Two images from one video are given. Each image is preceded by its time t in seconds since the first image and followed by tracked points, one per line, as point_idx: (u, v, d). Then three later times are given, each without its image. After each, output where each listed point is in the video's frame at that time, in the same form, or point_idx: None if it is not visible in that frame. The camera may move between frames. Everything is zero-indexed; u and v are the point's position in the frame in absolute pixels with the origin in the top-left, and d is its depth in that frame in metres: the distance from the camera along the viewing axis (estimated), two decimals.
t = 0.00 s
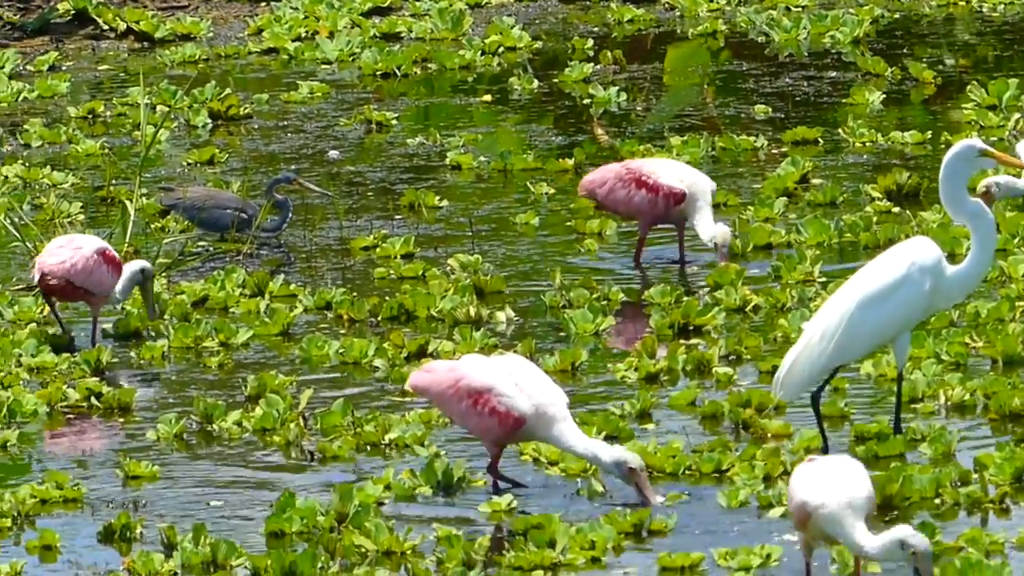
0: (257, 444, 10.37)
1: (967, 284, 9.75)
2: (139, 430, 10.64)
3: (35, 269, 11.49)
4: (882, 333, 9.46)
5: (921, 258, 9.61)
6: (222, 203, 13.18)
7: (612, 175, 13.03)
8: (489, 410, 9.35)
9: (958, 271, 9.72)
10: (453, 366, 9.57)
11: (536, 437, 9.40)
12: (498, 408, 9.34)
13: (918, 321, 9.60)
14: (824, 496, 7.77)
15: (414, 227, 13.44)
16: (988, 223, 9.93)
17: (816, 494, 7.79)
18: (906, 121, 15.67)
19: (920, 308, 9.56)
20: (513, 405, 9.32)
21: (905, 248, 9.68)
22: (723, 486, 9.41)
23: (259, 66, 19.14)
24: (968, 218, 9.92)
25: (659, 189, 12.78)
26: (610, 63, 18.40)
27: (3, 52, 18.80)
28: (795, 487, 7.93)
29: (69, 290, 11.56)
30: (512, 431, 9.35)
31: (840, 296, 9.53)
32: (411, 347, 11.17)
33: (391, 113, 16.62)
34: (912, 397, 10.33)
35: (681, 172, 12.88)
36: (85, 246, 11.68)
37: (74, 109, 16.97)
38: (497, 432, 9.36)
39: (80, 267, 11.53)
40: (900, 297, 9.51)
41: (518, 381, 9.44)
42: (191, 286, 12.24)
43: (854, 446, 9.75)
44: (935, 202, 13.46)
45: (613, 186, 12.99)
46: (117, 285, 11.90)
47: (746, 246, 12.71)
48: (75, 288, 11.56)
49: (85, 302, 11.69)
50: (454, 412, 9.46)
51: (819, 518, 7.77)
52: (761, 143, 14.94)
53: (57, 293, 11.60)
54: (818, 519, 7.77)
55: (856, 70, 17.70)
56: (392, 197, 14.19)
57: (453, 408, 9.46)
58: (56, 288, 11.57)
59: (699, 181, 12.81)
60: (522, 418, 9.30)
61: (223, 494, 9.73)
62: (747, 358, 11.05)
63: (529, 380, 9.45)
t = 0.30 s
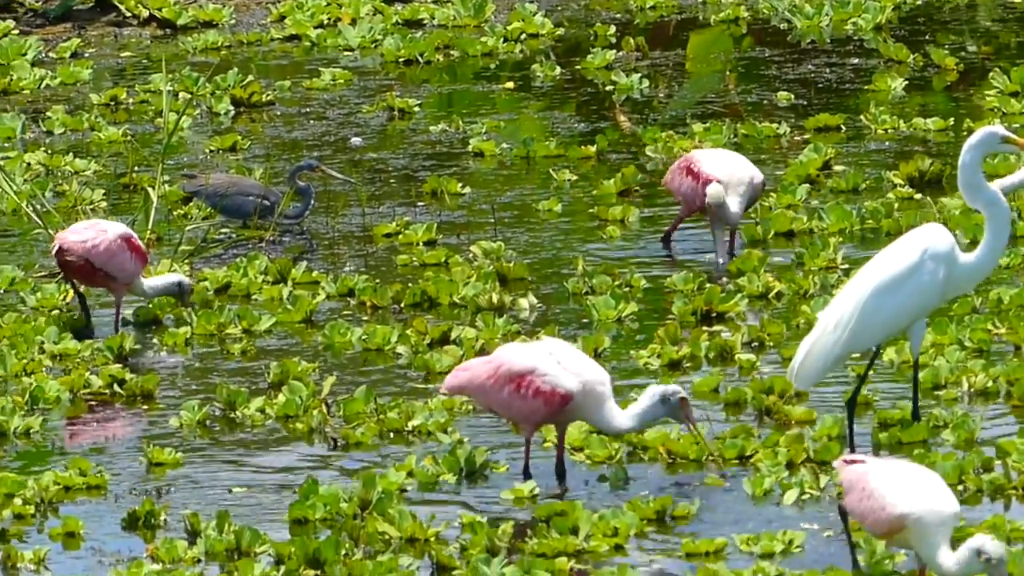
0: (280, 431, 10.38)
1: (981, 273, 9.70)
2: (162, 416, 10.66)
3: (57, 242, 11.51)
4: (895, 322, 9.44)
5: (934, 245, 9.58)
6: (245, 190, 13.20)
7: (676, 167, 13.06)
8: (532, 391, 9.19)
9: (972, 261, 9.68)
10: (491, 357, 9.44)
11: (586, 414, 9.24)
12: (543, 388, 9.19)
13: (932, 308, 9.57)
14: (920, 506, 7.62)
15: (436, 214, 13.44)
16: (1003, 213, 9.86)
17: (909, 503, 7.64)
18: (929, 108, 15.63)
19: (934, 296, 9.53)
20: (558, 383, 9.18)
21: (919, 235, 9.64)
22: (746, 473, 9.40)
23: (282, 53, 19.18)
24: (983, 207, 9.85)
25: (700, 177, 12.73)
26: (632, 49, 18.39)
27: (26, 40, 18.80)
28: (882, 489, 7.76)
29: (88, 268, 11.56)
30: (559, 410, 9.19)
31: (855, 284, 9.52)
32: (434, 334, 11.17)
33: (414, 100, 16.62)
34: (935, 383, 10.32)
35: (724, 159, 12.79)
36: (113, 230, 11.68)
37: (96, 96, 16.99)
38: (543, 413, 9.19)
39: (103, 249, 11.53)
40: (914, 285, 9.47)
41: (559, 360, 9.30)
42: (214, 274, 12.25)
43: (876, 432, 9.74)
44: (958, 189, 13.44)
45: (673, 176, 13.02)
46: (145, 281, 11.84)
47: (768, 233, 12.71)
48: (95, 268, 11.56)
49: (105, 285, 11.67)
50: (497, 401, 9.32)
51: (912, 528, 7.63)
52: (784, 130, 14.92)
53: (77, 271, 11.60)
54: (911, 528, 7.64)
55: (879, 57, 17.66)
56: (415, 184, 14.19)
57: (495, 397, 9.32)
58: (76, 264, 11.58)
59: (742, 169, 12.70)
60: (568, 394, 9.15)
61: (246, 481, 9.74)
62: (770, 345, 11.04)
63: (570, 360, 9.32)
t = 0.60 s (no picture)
0: (308, 419, 10.40)
1: (998, 260, 9.63)
2: (190, 405, 10.68)
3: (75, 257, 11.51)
4: (910, 312, 9.41)
5: (949, 234, 9.52)
6: (273, 177, 13.19)
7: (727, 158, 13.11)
8: (588, 375, 9.20)
9: (988, 249, 9.60)
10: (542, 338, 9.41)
11: (638, 400, 9.27)
12: (599, 372, 9.19)
13: (949, 297, 9.51)
14: (976, 492, 7.41)
15: (464, 202, 13.44)
16: None
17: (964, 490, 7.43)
18: (957, 96, 15.59)
19: (949, 285, 9.46)
20: (616, 368, 9.18)
21: (935, 223, 9.59)
22: (774, 461, 9.40)
23: (310, 41, 19.25)
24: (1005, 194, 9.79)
25: (729, 169, 12.78)
26: (660, 37, 18.40)
27: (54, 28, 19.18)
28: (930, 482, 7.54)
29: (114, 272, 11.58)
30: (613, 396, 9.20)
31: (871, 273, 9.48)
32: (463, 323, 11.17)
33: (442, 88, 16.62)
34: (963, 371, 10.31)
35: (755, 149, 12.78)
36: (132, 226, 11.65)
37: (124, 84, 17.03)
38: (596, 398, 9.20)
39: (123, 250, 11.53)
40: (927, 274, 9.42)
41: (615, 345, 9.31)
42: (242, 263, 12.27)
43: (904, 421, 9.73)
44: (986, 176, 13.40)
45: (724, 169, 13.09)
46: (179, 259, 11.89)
47: (795, 221, 12.70)
48: (121, 270, 11.58)
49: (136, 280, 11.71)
50: (549, 383, 9.31)
51: (970, 515, 7.40)
52: (812, 118, 14.89)
53: (105, 276, 11.63)
54: (968, 516, 7.41)
55: (906, 45, 17.62)
56: (443, 172, 14.19)
57: (547, 379, 9.31)
58: (101, 271, 11.60)
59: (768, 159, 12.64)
60: (626, 379, 9.16)
61: (274, 469, 9.76)
62: (798, 334, 11.03)
63: (624, 346, 9.32)
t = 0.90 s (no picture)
0: (348, 410, 10.41)
1: None
2: (229, 396, 10.70)
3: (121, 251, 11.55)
4: (944, 305, 9.37)
5: (980, 225, 9.50)
6: (312, 168, 13.24)
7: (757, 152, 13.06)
8: (668, 368, 9.17)
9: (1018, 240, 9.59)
10: (608, 331, 9.26)
11: (705, 395, 9.31)
12: (679, 367, 9.17)
13: (980, 290, 9.49)
14: None
15: (503, 193, 13.44)
16: None
17: None
18: (996, 87, 15.53)
19: (981, 277, 9.44)
20: (696, 364, 9.19)
21: (964, 216, 9.57)
22: (813, 451, 9.39)
23: (350, 32, 19.40)
24: None
25: (766, 160, 12.76)
26: (699, 28, 18.43)
27: (94, 19, 19.41)
28: (1003, 487, 7.32)
29: (160, 263, 11.63)
30: (690, 390, 9.21)
31: (901, 269, 9.44)
32: (502, 314, 11.18)
33: (481, 79, 16.62)
34: (1002, 362, 10.28)
35: (791, 139, 12.78)
36: (178, 216, 11.69)
37: (164, 75, 17.09)
38: (673, 392, 9.19)
39: (170, 242, 11.58)
40: (960, 266, 9.39)
41: (685, 338, 9.30)
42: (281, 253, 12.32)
43: (943, 412, 9.72)
44: None
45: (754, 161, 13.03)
46: (225, 248, 11.96)
47: (833, 212, 12.70)
48: (167, 261, 11.64)
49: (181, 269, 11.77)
50: (621, 375, 9.19)
51: None
52: (851, 109, 14.86)
53: (150, 267, 11.68)
54: None
55: (946, 36, 17.56)
56: (481, 163, 14.19)
57: (620, 371, 9.18)
58: (146, 262, 11.64)
59: (807, 148, 12.67)
60: (706, 374, 9.20)
61: (313, 459, 9.77)
62: (837, 324, 11.02)
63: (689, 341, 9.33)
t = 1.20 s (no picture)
0: (396, 404, 10.43)
1: None
2: (277, 391, 10.73)
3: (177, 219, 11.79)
4: (992, 301, 9.28)
5: None
6: (359, 164, 13.30)
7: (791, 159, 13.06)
8: (715, 364, 9.07)
9: None
10: (661, 323, 9.20)
11: (753, 394, 9.18)
12: (728, 363, 9.06)
13: None
14: None
15: (551, 188, 13.46)
16: None
17: None
18: None
19: None
20: (745, 361, 9.06)
21: (1009, 213, 9.51)
22: (861, 447, 9.38)
23: (399, 27, 19.55)
24: None
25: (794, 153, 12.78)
26: (747, 23, 18.45)
27: (142, 14, 19.57)
28: None
29: (216, 239, 11.82)
30: (737, 388, 9.09)
31: (948, 265, 9.37)
32: (550, 309, 11.19)
33: (530, 74, 16.64)
34: None
35: (820, 138, 12.75)
36: (239, 198, 11.88)
37: (212, 70, 17.18)
38: (719, 388, 9.08)
39: (227, 220, 11.76)
40: (1007, 261, 9.31)
41: (737, 336, 9.19)
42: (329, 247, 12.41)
43: (992, 407, 9.70)
44: None
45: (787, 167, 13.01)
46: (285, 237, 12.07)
47: (881, 208, 12.63)
48: (224, 239, 11.82)
49: (238, 252, 11.93)
50: (668, 368, 9.11)
51: None
52: (899, 104, 14.83)
53: (206, 243, 11.87)
54: None
55: (994, 31, 17.51)
56: (529, 158, 14.20)
57: (667, 364, 9.10)
58: (202, 238, 11.84)
59: (837, 143, 12.73)
60: (754, 373, 9.06)
61: (360, 454, 9.78)
62: (885, 319, 11.00)
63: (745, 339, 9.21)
